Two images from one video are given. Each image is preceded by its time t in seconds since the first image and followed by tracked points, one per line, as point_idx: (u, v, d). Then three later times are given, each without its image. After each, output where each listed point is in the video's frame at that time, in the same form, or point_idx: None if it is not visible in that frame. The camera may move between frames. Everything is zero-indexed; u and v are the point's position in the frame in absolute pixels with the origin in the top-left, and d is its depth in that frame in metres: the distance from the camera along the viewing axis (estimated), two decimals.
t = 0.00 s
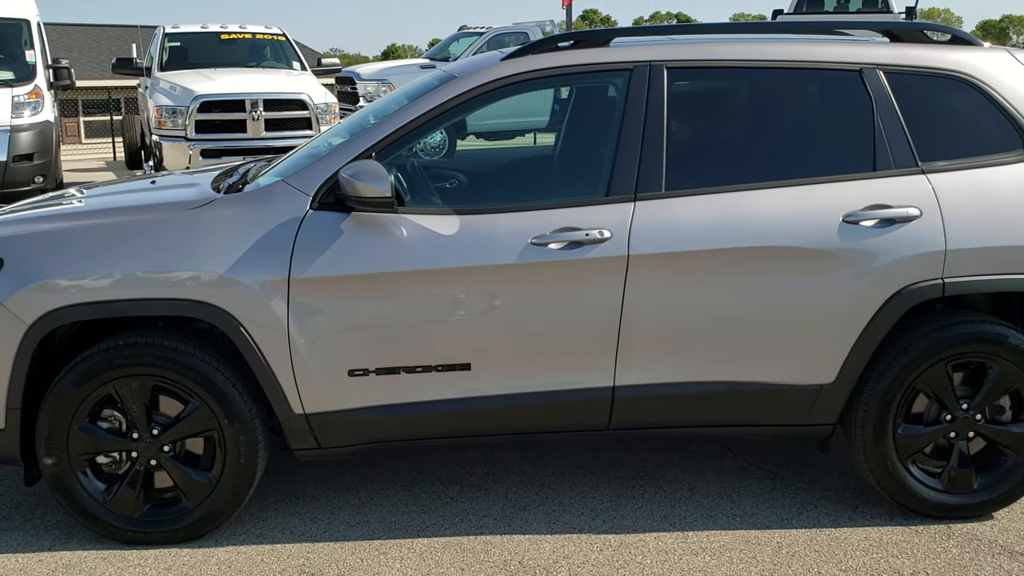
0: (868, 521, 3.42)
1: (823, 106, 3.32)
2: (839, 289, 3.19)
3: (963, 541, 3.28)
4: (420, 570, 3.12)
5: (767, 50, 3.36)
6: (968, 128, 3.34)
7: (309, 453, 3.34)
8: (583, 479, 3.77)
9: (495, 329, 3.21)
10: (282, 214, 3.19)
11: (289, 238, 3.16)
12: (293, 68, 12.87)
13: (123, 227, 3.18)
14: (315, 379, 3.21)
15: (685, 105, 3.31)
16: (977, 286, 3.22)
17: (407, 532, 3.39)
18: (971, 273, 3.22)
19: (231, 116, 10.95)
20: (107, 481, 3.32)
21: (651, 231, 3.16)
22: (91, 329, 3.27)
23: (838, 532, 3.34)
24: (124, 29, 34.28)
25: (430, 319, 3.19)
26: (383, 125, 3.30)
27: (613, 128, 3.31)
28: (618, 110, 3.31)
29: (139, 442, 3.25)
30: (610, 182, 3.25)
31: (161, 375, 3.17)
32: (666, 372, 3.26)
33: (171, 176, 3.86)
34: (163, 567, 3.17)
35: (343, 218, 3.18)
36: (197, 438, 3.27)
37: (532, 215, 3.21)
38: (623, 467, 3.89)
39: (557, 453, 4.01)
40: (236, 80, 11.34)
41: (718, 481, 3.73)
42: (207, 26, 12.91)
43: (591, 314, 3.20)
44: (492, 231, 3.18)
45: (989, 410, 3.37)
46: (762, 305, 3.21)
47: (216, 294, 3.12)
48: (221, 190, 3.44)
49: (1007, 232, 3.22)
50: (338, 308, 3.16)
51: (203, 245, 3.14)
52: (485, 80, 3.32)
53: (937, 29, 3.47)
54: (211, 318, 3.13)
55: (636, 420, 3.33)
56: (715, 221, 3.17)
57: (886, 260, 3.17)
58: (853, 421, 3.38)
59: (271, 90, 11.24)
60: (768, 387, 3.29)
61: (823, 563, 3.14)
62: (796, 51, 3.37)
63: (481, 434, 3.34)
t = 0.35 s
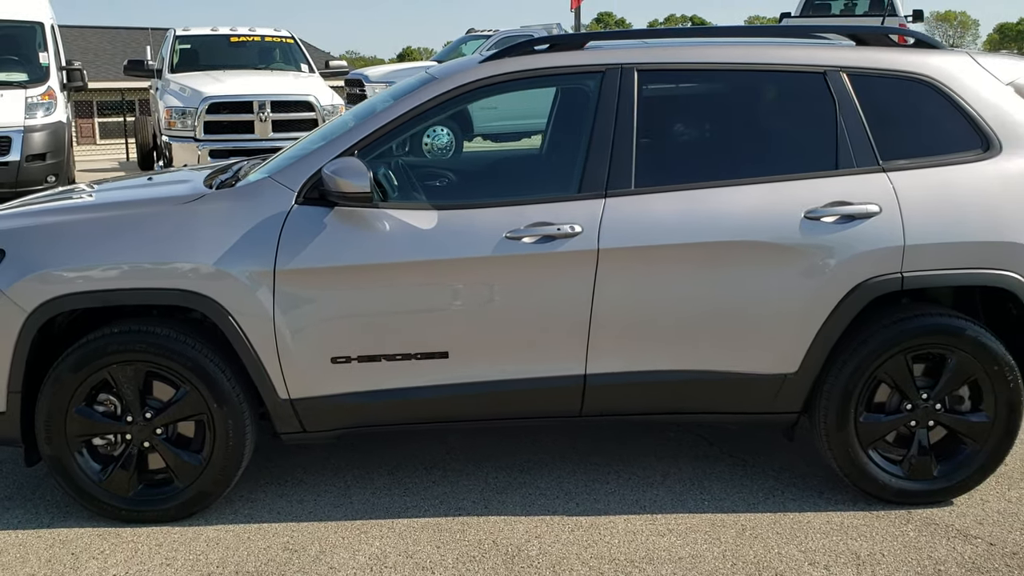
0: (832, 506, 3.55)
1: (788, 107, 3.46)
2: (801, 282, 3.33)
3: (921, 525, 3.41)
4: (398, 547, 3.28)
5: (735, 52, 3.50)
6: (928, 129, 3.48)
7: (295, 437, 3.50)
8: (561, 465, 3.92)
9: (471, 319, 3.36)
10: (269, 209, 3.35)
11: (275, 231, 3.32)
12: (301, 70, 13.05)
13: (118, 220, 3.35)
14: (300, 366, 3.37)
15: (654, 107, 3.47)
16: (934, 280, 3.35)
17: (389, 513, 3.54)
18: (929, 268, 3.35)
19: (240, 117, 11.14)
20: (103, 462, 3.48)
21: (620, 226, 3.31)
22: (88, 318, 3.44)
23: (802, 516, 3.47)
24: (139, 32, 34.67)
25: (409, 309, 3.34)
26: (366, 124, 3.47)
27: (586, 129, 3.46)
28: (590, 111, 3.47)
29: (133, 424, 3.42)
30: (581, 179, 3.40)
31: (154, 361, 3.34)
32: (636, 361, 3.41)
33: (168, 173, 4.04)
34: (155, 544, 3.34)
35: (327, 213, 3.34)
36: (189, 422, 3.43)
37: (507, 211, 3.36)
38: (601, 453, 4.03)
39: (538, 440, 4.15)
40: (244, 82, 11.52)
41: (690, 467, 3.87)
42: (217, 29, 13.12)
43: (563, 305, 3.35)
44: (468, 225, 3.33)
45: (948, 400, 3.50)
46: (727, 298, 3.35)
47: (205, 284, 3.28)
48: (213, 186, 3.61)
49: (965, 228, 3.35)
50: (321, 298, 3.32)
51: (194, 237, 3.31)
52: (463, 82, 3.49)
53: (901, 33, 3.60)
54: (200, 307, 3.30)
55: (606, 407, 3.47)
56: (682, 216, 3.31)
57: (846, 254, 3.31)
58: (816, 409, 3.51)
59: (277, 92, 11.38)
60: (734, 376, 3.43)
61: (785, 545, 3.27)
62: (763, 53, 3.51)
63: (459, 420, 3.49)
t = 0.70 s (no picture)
0: (800, 492, 3.69)
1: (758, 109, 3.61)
2: (768, 276, 3.47)
3: (884, 510, 3.54)
4: (380, 527, 3.43)
5: (706, 56, 3.65)
6: (893, 128, 3.61)
7: (284, 422, 3.66)
8: (543, 452, 4.06)
9: (452, 310, 3.51)
10: (260, 204, 3.52)
11: (265, 225, 3.49)
12: (308, 71, 13.21)
13: (116, 214, 3.52)
14: (288, 354, 3.53)
15: (628, 107, 3.62)
16: (897, 274, 3.49)
17: (374, 495, 3.69)
18: (891, 262, 3.48)
19: (246, 117, 11.31)
20: (101, 445, 3.65)
21: (594, 221, 3.46)
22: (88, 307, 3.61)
23: (769, 501, 3.61)
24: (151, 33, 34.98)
25: (392, 300, 3.50)
26: (353, 125, 3.65)
27: (563, 129, 3.62)
28: (567, 112, 3.63)
29: (130, 409, 3.58)
30: (558, 177, 3.55)
31: (150, 348, 3.51)
32: (610, 351, 3.56)
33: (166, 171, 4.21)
34: (150, 522, 3.50)
35: (315, 208, 3.51)
36: (183, 407, 3.60)
37: (486, 206, 3.51)
38: (583, 442, 4.17)
39: (523, 430, 4.30)
40: (251, 83, 11.68)
41: (667, 455, 4.01)
42: (224, 31, 13.31)
43: (540, 296, 3.50)
44: (449, 220, 3.49)
45: (913, 390, 3.63)
46: (696, 290, 3.49)
47: (198, 275, 3.45)
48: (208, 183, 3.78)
49: (927, 224, 3.48)
50: (308, 289, 3.48)
51: (188, 231, 3.48)
52: (444, 84, 3.66)
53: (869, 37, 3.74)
54: (193, 297, 3.46)
55: (582, 395, 3.62)
56: (654, 212, 3.46)
57: (810, 249, 3.45)
58: (785, 398, 3.65)
59: (283, 92, 11.51)
60: (704, 366, 3.58)
61: (750, 527, 3.41)
62: (734, 56, 3.65)
63: (441, 407, 3.64)
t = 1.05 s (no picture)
0: (778, 480, 3.84)
1: (737, 113, 3.77)
2: (746, 271, 3.63)
3: (858, 497, 3.69)
4: (375, 511, 3.59)
5: (689, 61, 3.81)
6: (869, 132, 3.76)
7: (284, 411, 3.82)
8: (533, 442, 4.21)
9: (444, 304, 3.67)
10: (260, 201, 3.69)
11: (265, 222, 3.65)
12: (311, 76, 13.37)
13: (123, 211, 3.68)
14: (287, 345, 3.69)
15: (614, 110, 3.78)
16: (871, 271, 3.64)
17: (369, 481, 3.85)
18: (865, 259, 3.64)
19: (249, 121, 11.47)
20: (107, 433, 3.81)
21: (580, 219, 3.62)
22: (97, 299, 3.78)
23: (748, 488, 3.76)
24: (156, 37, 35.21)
25: (387, 294, 3.66)
26: (350, 126, 3.82)
27: (551, 131, 3.78)
28: (555, 115, 3.79)
29: (136, 397, 3.75)
30: (546, 177, 3.71)
31: (155, 339, 3.67)
32: (595, 343, 3.71)
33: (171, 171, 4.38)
34: (155, 506, 3.67)
35: (313, 206, 3.67)
36: (186, 396, 3.76)
37: (477, 205, 3.67)
38: (571, 433, 4.32)
39: (514, 422, 4.44)
40: (255, 87, 11.85)
41: (651, 445, 4.16)
42: (229, 35, 13.49)
43: (527, 291, 3.66)
44: (441, 218, 3.65)
45: (886, 383, 3.78)
46: (678, 285, 3.65)
47: (201, 269, 3.61)
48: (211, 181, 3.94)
49: (900, 223, 3.63)
50: (306, 283, 3.64)
51: (192, 227, 3.64)
52: (438, 88, 3.82)
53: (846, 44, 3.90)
54: (197, 290, 3.63)
55: (569, 386, 3.78)
56: (637, 211, 3.62)
57: (786, 247, 3.61)
58: (763, 390, 3.80)
59: (286, 96, 11.67)
60: (685, 359, 3.73)
61: (728, 512, 3.56)
62: (715, 62, 3.81)
63: (433, 397, 3.80)
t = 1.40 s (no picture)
0: (763, 465, 4.01)
1: (724, 113, 3.95)
2: (731, 264, 3.80)
3: (839, 481, 3.86)
4: (377, 491, 3.77)
5: (679, 64, 4.00)
6: (851, 132, 3.93)
7: (291, 396, 4.00)
8: (530, 429, 4.39)
9: (444, 294, 3.85)
10: (269, 196, 3.87)
11: (274, 215, 3.83)
12: (317, 77, 13.56)
13: (138, 205, 3.87)
14: (294, 333, 3.87)
15: (607, 111, 3.97)
16: (851, 265, 3.81)
17: (371, 464, 4.03)
18: (846, 253, 3.81)
19: (255, 121, 11.65)
20: (122, 416, 4.00)
21: (573, 214, 3.79)
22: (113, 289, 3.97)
23: (734, 472, 3.93)
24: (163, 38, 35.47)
25: (389, 284, 3.84)
26: (355, 125, 4.00)
27: (546, 130, 3.97)
28: (550, 114, 3.98)
29: (150, 383, 3.93)
30: (541, 174, 3.89)
31: (168, 327, 3.86)
32: (587, 332, 3.89)
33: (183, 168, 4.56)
34: (167, 486, 3.85)
35: (319, 200, 3.85)
36: (198, 381, 3.94)
37: (476, 200, 3.84)
38: (567, 420, 4.50)
39: (512, 409, 4.62)
40: (261, 88, 12.03)
41: (643, 432, 4.34)
42: (236, 37, 13.68)
43: (523, 283, 3.83)
44: (441, 212, 3.83)
45: (866, 372, 3.95)
46: (667, 277, 3.82)
47: (212, 260, 3.80)
48: (221, 177, 4.12)
49: (879, 218, 3.80)
50: (313, 274, 3.82)
51: (204, 220, 3.82)
52: (439, 88, 4.00)
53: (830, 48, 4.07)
54: (208, 280, 3.81)
55: (563, 373, 3.95)
56: (629, 206, 3.80)
57: (771, 241, 3.78)
58: (749, 378, 3.98)
59: (292, 97, 11.85)
60: (674, 348, 3.91)
61: (714, 493, 3.73)
62: (703, 65, 3.99)
63: (434, 383, 3.98)
